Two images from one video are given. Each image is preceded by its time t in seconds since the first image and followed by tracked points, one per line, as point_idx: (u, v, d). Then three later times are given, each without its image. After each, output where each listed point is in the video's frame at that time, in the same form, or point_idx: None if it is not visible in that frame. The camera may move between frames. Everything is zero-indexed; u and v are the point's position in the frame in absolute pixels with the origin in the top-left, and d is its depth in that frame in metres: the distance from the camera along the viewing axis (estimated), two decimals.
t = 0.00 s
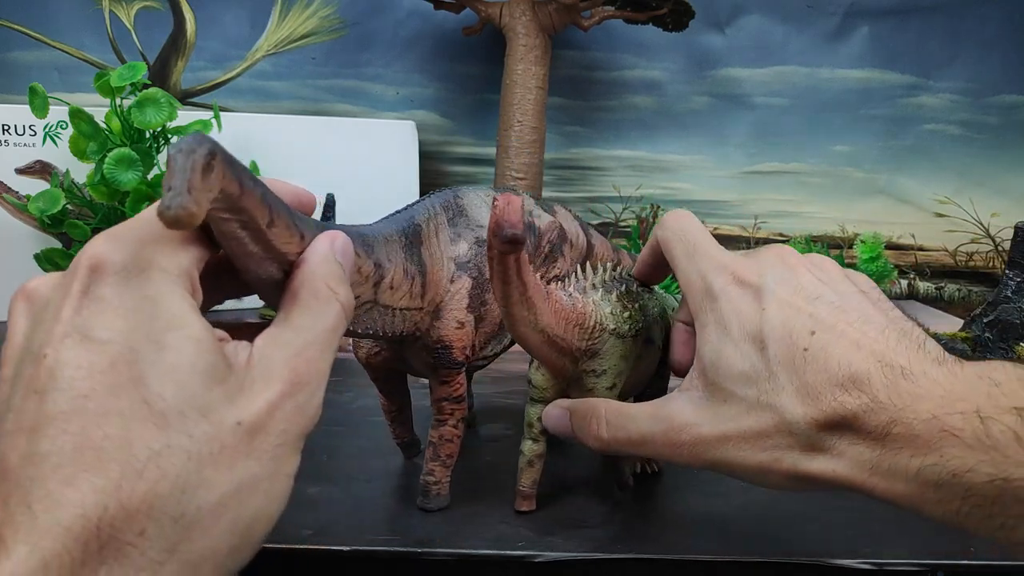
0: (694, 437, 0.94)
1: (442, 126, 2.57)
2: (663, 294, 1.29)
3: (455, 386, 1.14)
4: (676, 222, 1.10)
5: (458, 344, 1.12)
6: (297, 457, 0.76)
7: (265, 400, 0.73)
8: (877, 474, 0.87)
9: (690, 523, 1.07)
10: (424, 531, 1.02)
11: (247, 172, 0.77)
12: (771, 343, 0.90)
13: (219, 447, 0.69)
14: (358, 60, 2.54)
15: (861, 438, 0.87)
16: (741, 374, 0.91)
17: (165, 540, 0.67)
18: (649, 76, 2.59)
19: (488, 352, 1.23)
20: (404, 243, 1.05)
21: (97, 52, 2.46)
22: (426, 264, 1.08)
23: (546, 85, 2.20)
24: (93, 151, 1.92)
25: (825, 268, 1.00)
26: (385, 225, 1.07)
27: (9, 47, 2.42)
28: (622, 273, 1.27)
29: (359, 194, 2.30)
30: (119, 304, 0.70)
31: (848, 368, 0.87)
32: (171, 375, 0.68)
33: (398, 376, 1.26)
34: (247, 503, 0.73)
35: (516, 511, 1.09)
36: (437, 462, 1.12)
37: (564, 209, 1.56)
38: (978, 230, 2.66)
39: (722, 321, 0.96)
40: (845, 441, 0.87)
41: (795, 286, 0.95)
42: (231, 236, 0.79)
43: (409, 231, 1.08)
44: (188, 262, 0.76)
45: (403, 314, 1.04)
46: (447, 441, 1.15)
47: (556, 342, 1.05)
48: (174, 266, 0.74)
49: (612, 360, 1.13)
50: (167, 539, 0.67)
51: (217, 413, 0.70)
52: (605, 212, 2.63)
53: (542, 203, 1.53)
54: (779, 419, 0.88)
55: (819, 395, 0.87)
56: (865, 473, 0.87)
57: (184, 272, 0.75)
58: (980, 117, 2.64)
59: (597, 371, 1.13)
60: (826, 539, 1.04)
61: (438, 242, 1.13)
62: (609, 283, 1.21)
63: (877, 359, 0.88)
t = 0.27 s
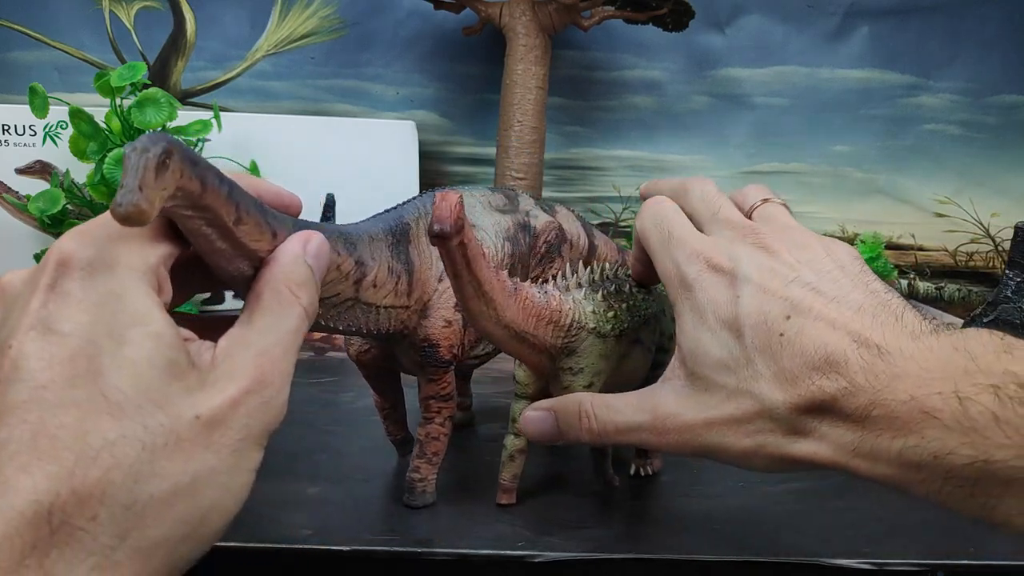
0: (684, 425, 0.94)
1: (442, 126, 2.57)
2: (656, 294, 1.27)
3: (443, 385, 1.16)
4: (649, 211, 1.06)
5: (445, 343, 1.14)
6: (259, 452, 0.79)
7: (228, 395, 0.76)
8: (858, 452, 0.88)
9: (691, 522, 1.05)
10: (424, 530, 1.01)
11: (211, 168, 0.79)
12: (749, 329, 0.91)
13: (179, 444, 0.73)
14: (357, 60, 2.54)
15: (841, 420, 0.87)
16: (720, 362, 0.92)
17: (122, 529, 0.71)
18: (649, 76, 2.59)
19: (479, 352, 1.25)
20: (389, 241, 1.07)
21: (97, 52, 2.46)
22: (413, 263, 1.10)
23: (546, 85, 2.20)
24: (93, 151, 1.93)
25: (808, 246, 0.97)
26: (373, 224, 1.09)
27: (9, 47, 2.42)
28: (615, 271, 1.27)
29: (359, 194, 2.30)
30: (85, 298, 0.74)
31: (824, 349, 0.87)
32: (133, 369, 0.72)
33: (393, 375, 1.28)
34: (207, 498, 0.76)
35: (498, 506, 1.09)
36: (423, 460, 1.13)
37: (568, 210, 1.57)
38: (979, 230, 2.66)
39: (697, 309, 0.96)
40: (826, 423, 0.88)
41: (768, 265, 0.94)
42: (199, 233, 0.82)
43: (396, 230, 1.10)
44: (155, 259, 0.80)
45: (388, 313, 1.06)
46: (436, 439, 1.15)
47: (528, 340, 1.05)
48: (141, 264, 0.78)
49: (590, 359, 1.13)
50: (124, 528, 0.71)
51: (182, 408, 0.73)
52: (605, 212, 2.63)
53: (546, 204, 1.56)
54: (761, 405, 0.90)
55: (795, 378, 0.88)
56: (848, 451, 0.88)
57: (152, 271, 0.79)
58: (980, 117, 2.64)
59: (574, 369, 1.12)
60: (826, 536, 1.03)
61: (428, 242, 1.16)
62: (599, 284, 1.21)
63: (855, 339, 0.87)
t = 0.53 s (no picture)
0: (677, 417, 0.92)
1: (442, 126, 2.57)
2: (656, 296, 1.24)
3: (418, 373, 1.18)
4: (652, 190, 1.03)
5: (420, 333, 1.15)
6: (210, 415, 0.80)
7: (177, 361, 0.77)
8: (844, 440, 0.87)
9: (692, 522, 1.05)
10: (424, 530, 1.01)
11: (165, 164, 0.81)
12: (737, 320, 0.89)
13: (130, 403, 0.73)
14: (357, 60, 2.54)
15: (826, 408, 0.86)
16: (709, 352, 0.90)
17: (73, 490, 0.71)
18: (649, 76, 2.59)
19: (459, 343, 1.30)
20: (366, 235, 1.09)
21: (98, 52, 2.46)
22: (389, 255, 1.11)
23: (546, 86, 2.20)
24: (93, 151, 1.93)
25: (791, 239, 0.97)
26: (352, 218, 1.11)
27: (10, 47, 2.42)
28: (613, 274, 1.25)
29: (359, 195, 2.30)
30: (45, 279, 0.76)
31: (809, 337, 0.86)
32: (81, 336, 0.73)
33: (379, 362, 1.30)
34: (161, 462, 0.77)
35: (490, 501, 1.10)
36: (397, 443, 1.16)
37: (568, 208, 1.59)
38: (979, 230, 2.66)
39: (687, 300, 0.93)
40: (813, 411, 0.87)
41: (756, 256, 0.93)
42: (158, 225, 0.85)
43: (373, 224, 1.12)
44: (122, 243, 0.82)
45: (362, 303, 1.08)
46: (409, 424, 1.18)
47: (514, 336, 1.06)
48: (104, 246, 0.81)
49: (580, 357, 1.12)
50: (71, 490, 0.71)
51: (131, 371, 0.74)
52: (604, 212, 2.63)
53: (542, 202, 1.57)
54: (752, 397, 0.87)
55: (783, 367, 0.86)
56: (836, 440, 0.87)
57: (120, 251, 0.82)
58: (980, 117, 2.64)
59: (563, 367, 1.12)
60: (826, 536, 1.03)
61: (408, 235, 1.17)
62: (595, 284, 1.21)
63: (839, 326, 0.86)
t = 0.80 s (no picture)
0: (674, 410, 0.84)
1: (442, 126, 2.57)
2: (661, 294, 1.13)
3: (376, 358, 1.26)
4: (617, 231, 1.04)
5: (376, 321, 1.25)
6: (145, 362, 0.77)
7: (105, 314, 0.74)
8: (844, 416, 0.77)
9: (692, 522, 1.05)
10: (424, 530, 1.00)
11: (84, 158, 0.96)
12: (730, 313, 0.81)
13: (48, 347, 0.71)
14: (357, 60, 2.54)
15: (820, 387, 0.77)
16: (701, 345, 0.82)
17: None
18: (649, 76, 2.60)
19: (432, 334, 1.35)
20: (327, 229, 1.27)
21: (97, 52, 2.46)
22: (349, 248, 1.27)
23: (546, 86, 2.20)
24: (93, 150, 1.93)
25: (786, 222, 0.89)
26: (316, 212, 1.30)
27: (9, 47, 2.42)
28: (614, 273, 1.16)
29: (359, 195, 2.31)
30: None
31: (799, 321, 0.77)
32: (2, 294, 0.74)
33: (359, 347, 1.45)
34: (74, 418, 0.72)
35: (480, 491, 1.12)
36: (354, 423, 1.22)
37: (573, 209, 1.58)
38: (978, 230, 2.66)
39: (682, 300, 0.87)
40: (809, 391, 0.78)
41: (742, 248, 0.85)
42: (88, 208, 1.00)
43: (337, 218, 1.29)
44: (64, 225, 0.96)
45: (317, 288, 1.26)
46: (369, 407, 1.25)
47: (492, 332, 1.02)
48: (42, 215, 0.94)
49: (563, 356, 1.05)
50: None
51: (56, 322, 0.73)
52: (604, 212, 2.63)
53: (542, 201, 1.57)
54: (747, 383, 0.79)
55: (775, 351, 0.77)
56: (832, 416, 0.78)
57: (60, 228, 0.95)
58: (980, 117, 2.64)
59: (545, 364, 1.05)
60: (826, 534, 1.03)
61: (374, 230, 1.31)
62: (590, 283, 1.13)
63: (827, 306, 0.77)
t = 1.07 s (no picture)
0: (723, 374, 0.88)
1: (442, 126, 2.57)
2: (656, 294, 1.11)
3: (379, 344, 1.34)
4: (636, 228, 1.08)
5: (379, 309, 1.33)
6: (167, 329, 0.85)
7: (131, 288, 0.84)
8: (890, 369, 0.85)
9: (693, 522, 1.05)
10: (425, 530, 1.00)
11: (107, 157, 1.09)
12: (775, 282, 0.86)
13: (79, 313, 0.81)
14: (357, 60, 2.54)
15: (870, 344, 0.85)
16: (747, 314, 0.86)
17: (27, 383, 0.77)
18: (649, 76, 2.60)
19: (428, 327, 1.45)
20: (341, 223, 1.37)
21: (97, 52, 2.46)
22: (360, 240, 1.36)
23: (546, 86, 2.20)
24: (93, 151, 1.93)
25: (813, 201, 0.96)
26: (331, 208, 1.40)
27: (9, 47, 2.42)
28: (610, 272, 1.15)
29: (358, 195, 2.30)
30: (34, 252, 0.89)
31: (841, 284, 0.85)
32: (42, 271, 0.86)
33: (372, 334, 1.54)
34: (99, 375, 0.80)
35: (472, 479, 1.16)
36: (358, 405, 1.31)
37: (578, 207, 1.57)
38: (979, 230, 2.66)
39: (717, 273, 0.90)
40: (856, 348, 0.85)
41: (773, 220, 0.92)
42: (113, 202, 1.13)
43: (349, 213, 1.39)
44: (94, 215, 1.07)
45: (323, 278, 1.35)
46: (372, 390, 1.33)
47: (472, 325, 1.05)
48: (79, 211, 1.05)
49: (543, 351, 1.05)
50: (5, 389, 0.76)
51: (87, 295, 0.83)
52: (604, 212, 2.63)
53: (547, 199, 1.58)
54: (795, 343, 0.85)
55: (821, 311, 0.84)
56: (881, 371, 0.86)
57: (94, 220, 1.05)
58: (980, 117, 2.64)
59: (527, 359, 1.06)
60: (828, 534, 1.03)
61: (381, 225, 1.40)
62: (582, 280, 1.12)
63: (873, 270, 0.86)
